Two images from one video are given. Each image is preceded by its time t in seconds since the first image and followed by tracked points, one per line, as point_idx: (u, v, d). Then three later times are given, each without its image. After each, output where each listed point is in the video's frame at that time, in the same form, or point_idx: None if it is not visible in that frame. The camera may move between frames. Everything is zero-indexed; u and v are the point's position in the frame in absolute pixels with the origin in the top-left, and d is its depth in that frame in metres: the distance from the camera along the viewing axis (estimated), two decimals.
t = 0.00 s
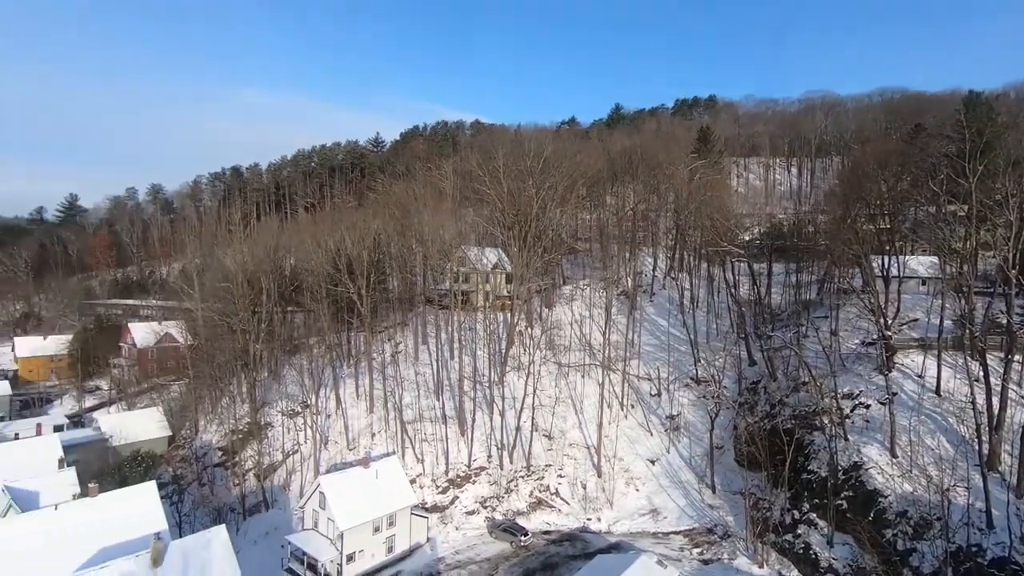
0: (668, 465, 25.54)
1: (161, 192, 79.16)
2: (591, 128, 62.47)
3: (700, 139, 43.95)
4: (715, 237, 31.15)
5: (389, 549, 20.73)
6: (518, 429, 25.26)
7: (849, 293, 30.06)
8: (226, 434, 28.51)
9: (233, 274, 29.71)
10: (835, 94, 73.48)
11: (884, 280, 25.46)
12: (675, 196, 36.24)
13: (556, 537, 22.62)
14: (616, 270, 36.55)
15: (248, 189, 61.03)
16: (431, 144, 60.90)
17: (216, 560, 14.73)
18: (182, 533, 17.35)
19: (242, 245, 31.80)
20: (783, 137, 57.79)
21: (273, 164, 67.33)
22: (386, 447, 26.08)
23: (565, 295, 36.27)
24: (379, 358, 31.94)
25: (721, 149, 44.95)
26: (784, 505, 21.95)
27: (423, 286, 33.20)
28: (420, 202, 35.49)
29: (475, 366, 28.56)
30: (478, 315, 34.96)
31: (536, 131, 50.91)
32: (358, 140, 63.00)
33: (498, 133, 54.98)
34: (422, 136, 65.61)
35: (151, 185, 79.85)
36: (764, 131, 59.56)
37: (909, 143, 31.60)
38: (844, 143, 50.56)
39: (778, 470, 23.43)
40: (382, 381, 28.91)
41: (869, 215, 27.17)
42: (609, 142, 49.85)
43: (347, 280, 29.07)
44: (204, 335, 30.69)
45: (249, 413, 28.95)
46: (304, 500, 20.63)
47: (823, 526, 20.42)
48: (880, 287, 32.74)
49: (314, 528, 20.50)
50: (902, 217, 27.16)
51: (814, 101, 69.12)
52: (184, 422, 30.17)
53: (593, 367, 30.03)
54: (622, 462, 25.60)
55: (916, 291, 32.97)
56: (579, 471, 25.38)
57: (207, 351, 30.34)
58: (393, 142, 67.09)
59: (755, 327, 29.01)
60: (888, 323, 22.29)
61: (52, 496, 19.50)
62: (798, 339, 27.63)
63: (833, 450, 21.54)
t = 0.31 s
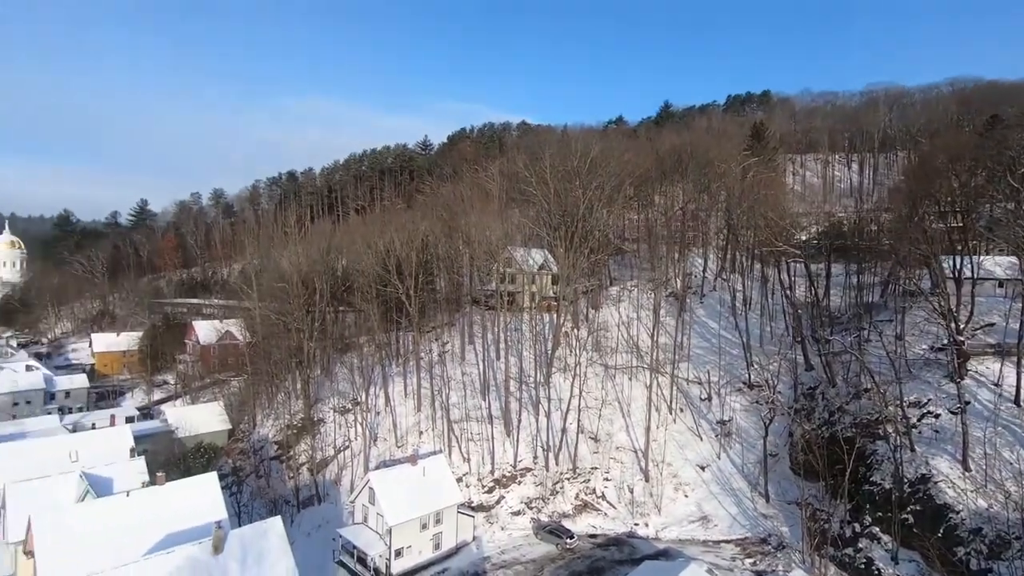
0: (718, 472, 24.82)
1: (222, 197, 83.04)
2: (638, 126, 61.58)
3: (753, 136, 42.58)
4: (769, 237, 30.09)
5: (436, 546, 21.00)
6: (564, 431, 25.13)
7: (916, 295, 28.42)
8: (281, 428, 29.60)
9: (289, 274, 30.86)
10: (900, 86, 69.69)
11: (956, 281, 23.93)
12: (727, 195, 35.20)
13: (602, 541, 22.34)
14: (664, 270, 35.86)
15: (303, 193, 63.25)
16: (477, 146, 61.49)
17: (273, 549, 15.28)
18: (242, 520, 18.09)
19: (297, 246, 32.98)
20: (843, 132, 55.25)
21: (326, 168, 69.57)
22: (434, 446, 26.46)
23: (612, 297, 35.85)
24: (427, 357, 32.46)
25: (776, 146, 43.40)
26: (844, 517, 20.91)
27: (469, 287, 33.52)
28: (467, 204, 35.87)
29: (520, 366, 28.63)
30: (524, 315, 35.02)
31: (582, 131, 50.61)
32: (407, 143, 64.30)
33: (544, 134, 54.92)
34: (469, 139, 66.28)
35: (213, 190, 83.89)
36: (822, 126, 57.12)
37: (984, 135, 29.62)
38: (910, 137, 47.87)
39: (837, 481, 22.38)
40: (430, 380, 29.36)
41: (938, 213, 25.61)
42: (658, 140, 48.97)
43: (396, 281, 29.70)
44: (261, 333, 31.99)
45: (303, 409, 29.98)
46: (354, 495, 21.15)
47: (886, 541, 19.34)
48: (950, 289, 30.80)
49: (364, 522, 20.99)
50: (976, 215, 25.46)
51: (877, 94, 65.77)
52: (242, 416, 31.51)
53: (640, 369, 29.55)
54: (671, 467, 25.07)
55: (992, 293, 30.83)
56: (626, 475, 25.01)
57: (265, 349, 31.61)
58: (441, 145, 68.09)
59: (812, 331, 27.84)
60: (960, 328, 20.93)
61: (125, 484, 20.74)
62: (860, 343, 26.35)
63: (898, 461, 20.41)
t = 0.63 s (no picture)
0: (778, 481, 23.87)
1: (284, 200, 86.67)
2: (693, 124, 60.07)
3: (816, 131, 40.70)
4: (834, 236, 28.68)
5: (486, 545, 21.14)
6: (615, 434, 24.79)
7: (1000, 299, 26.39)
8: (338, 424, 30.59)
9: (345, 275, 31.87)
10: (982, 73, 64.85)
11: None
12: (787, 193, 33.80)
13: (654, 548, 21.89)
14: (720, 272, 34.79)
15: (359, 196, 65.20)
16: (528, 147, 61.60)
17: (330, 541, 15.79)
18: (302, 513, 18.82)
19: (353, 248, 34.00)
20: (917, 124, 51.95)
21: (381, 172, 71.44)
22: (484, 445, 26.68)
23: (665, 298, 35.08)
24: (478, 357, 32.76)
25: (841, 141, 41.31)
26: (916, 534, 19.75)
27: (520, 288, 33.57)
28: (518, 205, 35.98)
29: (571, 368, 28.46)
30: (575, 317, 34.80)
31: (635, 129, 49.84)
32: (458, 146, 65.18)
33: (596, 134, 54.40)
34: (520, 140, 66.48)
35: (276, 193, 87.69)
36: (893, 118, 53.93)
37: None
38: (993, 127, 44.50)
39: (909, 495, 21.13)
40: (480, 380, 29.61)
41: None
42: (714, 137, 47.59)
43: (448, 281, 30.14)
44: (320, 331, 33.15)
45: (358, 406, 30.88)
46: (407, 491, 21.59)
47: (965, 562, 18.09)
48: None
49: (416, 519, 21.37)
50: None
51: (956, 82, 61.48)
52: (302, 411, 32.77)
53: (695, 373, 28.78)
54: (727, 475, 24.30)
55: None
56: (679, 481, 24.41)
57: (323, 347, 32.74)
58: (492, 146, 68.61)
59: (881, 336, 26.34)
60: None
61: (195, 472, 21.95)
62: (935, 350, 24.71)
63: (978, 477, 19.02)
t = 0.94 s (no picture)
0: (835, 491, 22.89)
1: (336, 203, 89.37)
2: (746, 120, 58.30)
3: (879, 125, 38.76)
4: (898, 236, 27.23)
5: (532, 544, 21.19)
6: (663, 438, 24.37)
7: None
8: (387, 421, 31.31)
9: (395, 275, 32.66)
10: None
11: None
12: (847, 191, 32.36)
13: (703, 555, 21.36)
14: (774, 273, 33.64)
15: (408, 198, 66.55)
16: (575, 147, 61.30)
17: (379, 534, 16.20)
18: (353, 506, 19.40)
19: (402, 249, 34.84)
20: (992, 116, 48.64)
21: (429, 174, 72.67)
22: (529, 446, 26.74)
23: (715, 300, 34.20)
24: (523, 358, 32.87)
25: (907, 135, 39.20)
26: (991, 553, 18.50)
27: (565, 288, 33.44)
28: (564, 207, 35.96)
29: (618, 370, 28.17)
30: (621, 318, 34.43)
31: (684, 127, 48.82)
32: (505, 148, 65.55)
33: (644, 133, 53.59)
34: (566, 141, 66.22)
35: (328, 196, 90.53)
36: (966, 110, 50.70)
37: None
38: None
39: (982, 511, 19.85)
40: (526, 381, 29.70)
41: None
42: (768, 134, 46.04)
43: (494, 282, 30.42)
44: (370, 330, 34.10)
45: (407, 404, 31.54)
46: (454, 489, 21.86)
47: None
48: None
49: (462, 516, 21.62)
50: None
51: None
52: (353, 408, 33.70)
53: (747, 377, 27.95)
54: (780, 483, 23.48)
55: None
56: (730, 487, 23.76)
57: (373, 345, 33.62)
58: (538, 147, 68.65)
59: (951, 342, 24.83)
60: None
61: (253, 464, 22.95)
62: (1012, 357, 23.12)
63: None
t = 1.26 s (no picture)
0: (902, 503, 21.74)
1: (388, 205, 91.66)
2: (805, 115, 56.05)
3: (953, 116, 36.45)
4: (974, 234, 25.57)
5: (580, 545, 21.16)
6: (716, 442, 23.82)
7: None
8: (437, 418, 31.95)
9: (445, 275, 33.32)
10: None
11: None
12: (916, 188, 30.64)
13: (758, 564, 20.69)
14: (835, 273, 32.24)
15: (458, 199, 67.53)
16: (625, 146, 60.61)
17: (430, 527, 16.61)
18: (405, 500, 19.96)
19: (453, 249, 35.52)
20: None
21: (479, 176, 73.48)
22: (578, 446, 26.68)
23: (771, 301, 33.10)
24: (572, 358, 32.82)
25: (985, 127, 36.73)
26: None
27: (615, 289, 33.14)
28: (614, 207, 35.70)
29: (669, 371, 27.72)
30: (672, 319, 33.85)
31: (739, 124, 47.46)
32: (554, 148, 65.50)
33: (696, 131, 52.40)
34: (616, 140, 65.55)
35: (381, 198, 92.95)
36: None
37: None
38: None
39: None
40: (575, 381, 29.65)
41: None
42: (829, 129, 44.14)
43: (543, 282, 30.54)
44: (421, 329, 34.90)
45: (456, 401, 32.07)
46: (503, 486, 22.06)
47: None
48: None
49: (511, 514, 21.80)
50: None
51: None
52: (404, 404, 34.53)
53: (805, 381, 26.94)
54: (841, 492, 22.52)
55: None
56: (787, 495, 22.96)
57: (424, 344, 34.37)
58: (587, 147, 68.28)
59: None
60: None
61: (312, 456, 23.93)
62: None
63: None
